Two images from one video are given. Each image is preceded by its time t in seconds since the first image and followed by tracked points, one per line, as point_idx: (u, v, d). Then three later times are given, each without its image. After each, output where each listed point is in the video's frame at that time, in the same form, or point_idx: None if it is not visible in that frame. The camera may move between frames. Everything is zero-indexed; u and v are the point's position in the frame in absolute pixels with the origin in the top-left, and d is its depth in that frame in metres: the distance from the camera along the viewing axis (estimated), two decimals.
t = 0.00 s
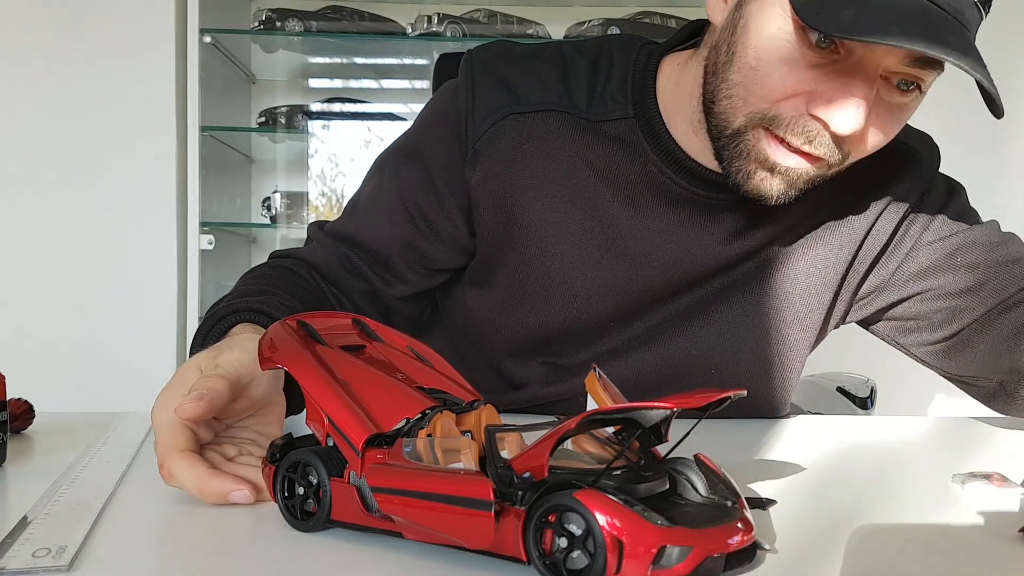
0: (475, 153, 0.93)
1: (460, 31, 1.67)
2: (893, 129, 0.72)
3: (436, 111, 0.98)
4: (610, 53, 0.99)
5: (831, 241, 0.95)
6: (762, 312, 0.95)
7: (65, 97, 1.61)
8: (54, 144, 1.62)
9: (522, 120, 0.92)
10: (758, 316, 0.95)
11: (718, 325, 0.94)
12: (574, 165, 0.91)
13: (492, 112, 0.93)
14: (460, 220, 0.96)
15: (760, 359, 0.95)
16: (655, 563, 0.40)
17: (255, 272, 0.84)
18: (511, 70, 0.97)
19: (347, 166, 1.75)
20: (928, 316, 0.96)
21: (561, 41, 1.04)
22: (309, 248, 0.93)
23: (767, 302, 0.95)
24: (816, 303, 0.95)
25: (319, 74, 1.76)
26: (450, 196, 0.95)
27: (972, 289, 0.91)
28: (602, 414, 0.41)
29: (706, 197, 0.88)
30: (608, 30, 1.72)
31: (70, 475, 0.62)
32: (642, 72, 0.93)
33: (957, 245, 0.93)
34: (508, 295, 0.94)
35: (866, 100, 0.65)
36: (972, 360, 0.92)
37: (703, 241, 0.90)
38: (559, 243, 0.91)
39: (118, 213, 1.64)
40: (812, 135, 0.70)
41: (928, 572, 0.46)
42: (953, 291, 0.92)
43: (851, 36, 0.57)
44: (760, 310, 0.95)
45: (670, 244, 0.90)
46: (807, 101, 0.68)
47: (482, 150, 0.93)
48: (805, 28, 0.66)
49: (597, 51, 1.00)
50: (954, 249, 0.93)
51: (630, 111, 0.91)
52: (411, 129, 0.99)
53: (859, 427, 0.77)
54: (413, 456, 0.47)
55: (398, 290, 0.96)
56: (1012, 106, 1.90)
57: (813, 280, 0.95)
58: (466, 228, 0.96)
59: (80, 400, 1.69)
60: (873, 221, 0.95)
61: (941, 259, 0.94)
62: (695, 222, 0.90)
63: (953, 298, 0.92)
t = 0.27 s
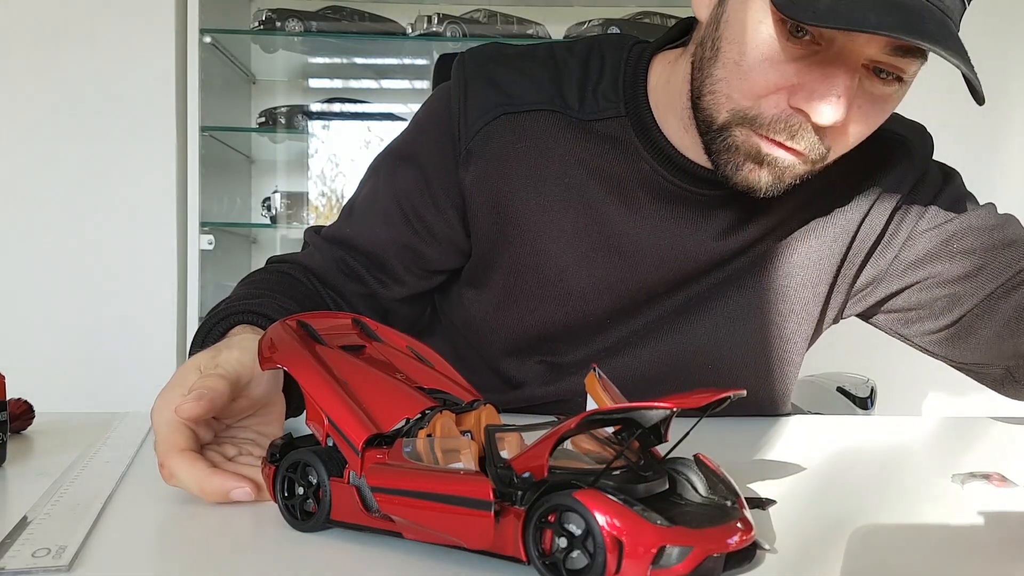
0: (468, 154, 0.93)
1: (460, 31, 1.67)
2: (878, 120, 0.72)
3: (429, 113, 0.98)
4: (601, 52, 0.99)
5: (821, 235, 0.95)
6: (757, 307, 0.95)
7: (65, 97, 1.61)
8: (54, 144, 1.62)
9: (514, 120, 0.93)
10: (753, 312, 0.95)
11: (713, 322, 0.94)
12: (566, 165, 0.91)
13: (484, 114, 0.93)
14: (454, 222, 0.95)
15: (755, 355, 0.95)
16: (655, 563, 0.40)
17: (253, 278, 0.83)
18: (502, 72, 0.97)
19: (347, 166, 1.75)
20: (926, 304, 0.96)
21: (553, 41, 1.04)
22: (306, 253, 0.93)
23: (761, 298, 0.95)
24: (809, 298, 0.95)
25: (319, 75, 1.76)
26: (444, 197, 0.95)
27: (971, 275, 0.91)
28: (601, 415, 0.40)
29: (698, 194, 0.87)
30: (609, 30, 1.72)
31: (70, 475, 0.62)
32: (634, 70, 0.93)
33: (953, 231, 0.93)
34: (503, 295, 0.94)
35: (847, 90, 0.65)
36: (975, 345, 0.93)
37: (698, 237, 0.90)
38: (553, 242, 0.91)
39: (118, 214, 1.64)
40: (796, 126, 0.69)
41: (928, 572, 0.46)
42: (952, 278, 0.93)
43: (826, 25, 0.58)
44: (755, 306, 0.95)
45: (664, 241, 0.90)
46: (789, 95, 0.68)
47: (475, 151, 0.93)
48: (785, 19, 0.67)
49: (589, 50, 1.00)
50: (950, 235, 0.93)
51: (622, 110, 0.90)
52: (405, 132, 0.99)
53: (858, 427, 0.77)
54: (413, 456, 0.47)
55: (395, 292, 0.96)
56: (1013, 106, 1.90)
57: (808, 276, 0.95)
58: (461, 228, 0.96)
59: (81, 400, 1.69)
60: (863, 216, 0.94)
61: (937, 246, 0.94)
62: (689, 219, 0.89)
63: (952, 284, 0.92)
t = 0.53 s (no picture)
0: (464, 157, 0.93)
1: (460, 31, 1.67)
2: (873, 126, 0.72)
3: (425, 116, 0.98)
4: (597, 52, 0.99)
5: (819, 236, 0.95)
6: (756, 307, 0.95)
7: (65, 97, 1.61)
8: (54, 144, 1.62)
9: (510, 122, 0.92)
10: (752, 312, 0.95)
11: (711, 321, 0.94)
12: (563, 166, 0.91)
13: (480, 116, 0.93)
14: (452, 224, 0.95)
15: (754, 354, 0.95)
16: (655, 563, 0.40)
17: (251, 281, 0.83)
18: (497, 73, 0.97)
19: (347, 166, 1.75)
20: (933, 304, 0.96)
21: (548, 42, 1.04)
22: (303, 259, 0.92)
23: (760, 298, 0.95)
24: (808, 300, 0.95)
25: (319, 75, 1.76)
26: (441, 200, 0.94)
27: (979, 275, 0.91)
28: (601, 415, 0.40)
29: (695, 195, 0.87)
30: (609, 30, 1.72)
31: (70, 475, 0.62)
32: (629, 71, 0.93)
33: (959, 232, 0.93)
34: (501, 297, 0.94)
35: (848, 98, 0.64)
36: (985, 346, 0.93)
37: (696, 237, 0.90)
38: (551, 245, 0.91)
39: (118, 214, 1.64)
40: (794, 133, 0.69)
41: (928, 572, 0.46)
42: (960, 279, 0.93)
43: (827, 37, 0.57)
44: (754, 306, 0.95)
45: (661, 243, 0.90)
46: (787, 100, 0.68)
47: (471, 154, 0.92)
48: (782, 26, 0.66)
49: (585, 50, 0.99)
50: (955, 236, 0.93)
51: (617, 111, 0.90)
52: (401, 134, 0.98)
53: (858, 427, 0.77)
54: (413, 456, 0.47)
55: (393, 296, 0.95)
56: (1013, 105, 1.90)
57: (807, 276, 0.95)
58: (459, 231, 0.96)
59: (81, 400, 1.69)
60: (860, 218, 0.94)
61: (942, 246, 0.94)
62: (686, 220, 0.89)
63: (960, 286, 0.93)
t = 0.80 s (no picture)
0: (465, 160, 0.93)
1: (460, 31, 1.67)
2: (877, 146, 0.73)
3: (425, 118, 0.97)
4: (597, 53, 0.99)
5: (823, 244, 0.94)
6: (756, 311, 0.95)
7: (64, 97, 1.61)
8: (54, 144, 1.62)
9: (510, 125, 0.92)
10: (753, 316, 0.95)
11: (712, 324, 0.94)
12: (564, 169, 0.91)
13: (480, 119, 0.93)
14: (452, 228, 0.95)
15: (755, 357, 0.95)
16: (655, 564, 0.40)
17: (249, 283, 0.83)
18: (497, 76, 0.97)
19: (348, 166, 1.76)
20: (931, 308, 0.97)
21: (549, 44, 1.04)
22: (302, 260, 0.92)
23: (761, 300, 0.95)
24: (809, 304, 0.95)
25: (319, 74, 1.76)
26: (441, 202, 0.94)
27: (978, 281, 0.92)
28: (601, 415, 0.40)
29: (696, 198, 0.87)
30: (609, 30, 1.72)
31: (70, 474, 0.62)
32: (630, 73, 0.93)
33: (961, 237, 0.94)
34: (501, 299, 0.95)
35: (855, 120, 0.65)
36: (980, 351, 0.94)
37: (696, 241, 0.89)
38: (551, 248, 0.91)
39: (118, 215, 1.64)
40: (800, 157, 0.69)
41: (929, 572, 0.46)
42: (960, 283, 0.94)
43: (839, 62, 0.57)
44: (755, 310, 0.95)
45: (662, 247, 0.90)
46: (794, 120, 0.68)
47: (471, 157, 0.92)
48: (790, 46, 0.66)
49: (585, 52, 0.99)
50: (957, 241, 0.94)
51: (618, 114, 0.90)
52: (401, 137, 0.98)
53: (858, 427, 0.77)
54: (413, 457, 0.47)
55: (393, 298, 0.95)
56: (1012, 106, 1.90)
57: (807, 280, 0.95)
58: (458, 234, 0.96)
59: (80, 400, 1.69)
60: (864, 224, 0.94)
61: (944, 251, 0.95)
62: (687, 224, 0.89)
63: (958, 290, 0.94)
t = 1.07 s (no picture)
0: (462, 159, 0.93)
1: (460, 31, 1.67)
2: (882, 141, 0.73)
3: (424, 117, 0.98)
4: (596, 53, 0.99)
5: (815, 238, 0.95)
6: (754, 310, 0.95)
7: (64, 97, 1.61)
8: (53, 144, 1.62)
9: (508, 125, 0.93)
10: (750, 315, 0.95)
11: (710, 323, 0.94)
12: (562, 168, 0.91)
13: (478, 119, 0.93)
14: (450, 227, 0.96)
15: (752, 355, 0.95)
16: (655, 563, 0.40)
17: (250, 285, 0.83)
18: (496, 75, 0.97)
19: (348, 166, 1.76)
20: (888, 295, 0.96)
21: (546, 43, 1.04)
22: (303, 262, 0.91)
23: (759, 299, 0.94)
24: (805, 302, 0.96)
25: (319, 75, 1.76)
26: (439, 201, 0.95)
27: (926, 267, 0.91)
28: (602, 415, 0.40)
29: (694, 196, 0.88)
30: (609, 30, 1.72)
31: (70, 475, 0.62)
32: (628, 72, 0.93)
33: (919, 224, 0.93)
34: (498, 298, 0.95)
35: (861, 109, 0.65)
36: (928, 340, 0.92)
37: (693, 240, 0.89)
38: (548, 247, 0.91)
39: (117, 214, 1.64)
40: (804, 146, 0.69)
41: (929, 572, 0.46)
42: (911, 269, 0.93)
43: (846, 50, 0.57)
44: (753, 309, 0.94)
45: (659, 245, 0.90)
46: (799, 111, 0.68)
47: (468, 156, 0.93)
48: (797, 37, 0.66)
49: (584, 51, 0.99)
50: (915, 227, 0.93)
51: (617, 112, 0.91)
52: (400, 137, 0.98)
53: (857, 427, 0.77)
54: (413, 457, 0.47)
55: (392, 297, 0.95)
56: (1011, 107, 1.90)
57: (801, 278, 0.94)
58: (458, 233, 0.96)
59: (80, 401, 1.69)
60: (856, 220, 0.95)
61: (900, 237, 0.95)
62: (685, 222, 0.89)
63: (910, 276, 0.93)
